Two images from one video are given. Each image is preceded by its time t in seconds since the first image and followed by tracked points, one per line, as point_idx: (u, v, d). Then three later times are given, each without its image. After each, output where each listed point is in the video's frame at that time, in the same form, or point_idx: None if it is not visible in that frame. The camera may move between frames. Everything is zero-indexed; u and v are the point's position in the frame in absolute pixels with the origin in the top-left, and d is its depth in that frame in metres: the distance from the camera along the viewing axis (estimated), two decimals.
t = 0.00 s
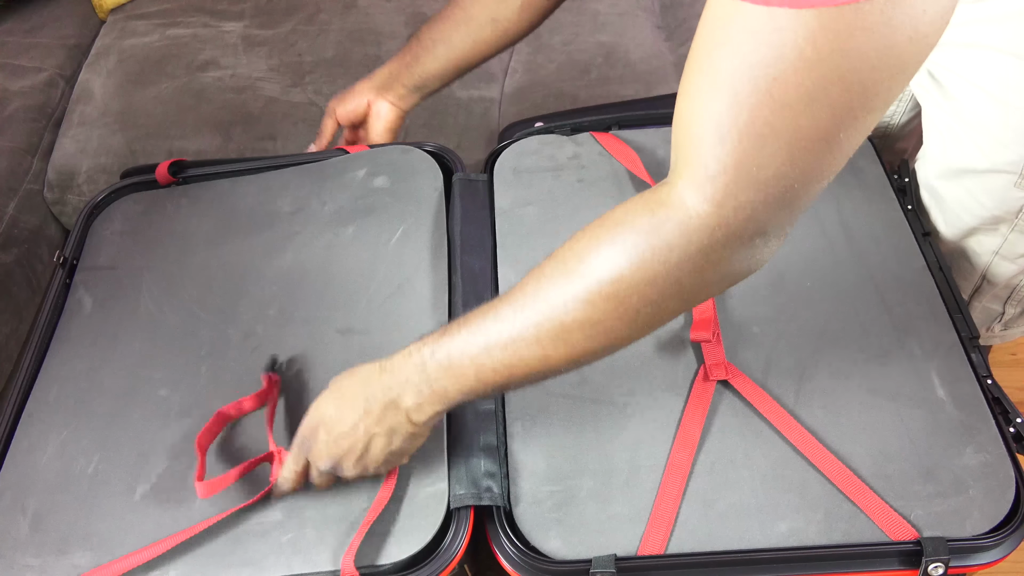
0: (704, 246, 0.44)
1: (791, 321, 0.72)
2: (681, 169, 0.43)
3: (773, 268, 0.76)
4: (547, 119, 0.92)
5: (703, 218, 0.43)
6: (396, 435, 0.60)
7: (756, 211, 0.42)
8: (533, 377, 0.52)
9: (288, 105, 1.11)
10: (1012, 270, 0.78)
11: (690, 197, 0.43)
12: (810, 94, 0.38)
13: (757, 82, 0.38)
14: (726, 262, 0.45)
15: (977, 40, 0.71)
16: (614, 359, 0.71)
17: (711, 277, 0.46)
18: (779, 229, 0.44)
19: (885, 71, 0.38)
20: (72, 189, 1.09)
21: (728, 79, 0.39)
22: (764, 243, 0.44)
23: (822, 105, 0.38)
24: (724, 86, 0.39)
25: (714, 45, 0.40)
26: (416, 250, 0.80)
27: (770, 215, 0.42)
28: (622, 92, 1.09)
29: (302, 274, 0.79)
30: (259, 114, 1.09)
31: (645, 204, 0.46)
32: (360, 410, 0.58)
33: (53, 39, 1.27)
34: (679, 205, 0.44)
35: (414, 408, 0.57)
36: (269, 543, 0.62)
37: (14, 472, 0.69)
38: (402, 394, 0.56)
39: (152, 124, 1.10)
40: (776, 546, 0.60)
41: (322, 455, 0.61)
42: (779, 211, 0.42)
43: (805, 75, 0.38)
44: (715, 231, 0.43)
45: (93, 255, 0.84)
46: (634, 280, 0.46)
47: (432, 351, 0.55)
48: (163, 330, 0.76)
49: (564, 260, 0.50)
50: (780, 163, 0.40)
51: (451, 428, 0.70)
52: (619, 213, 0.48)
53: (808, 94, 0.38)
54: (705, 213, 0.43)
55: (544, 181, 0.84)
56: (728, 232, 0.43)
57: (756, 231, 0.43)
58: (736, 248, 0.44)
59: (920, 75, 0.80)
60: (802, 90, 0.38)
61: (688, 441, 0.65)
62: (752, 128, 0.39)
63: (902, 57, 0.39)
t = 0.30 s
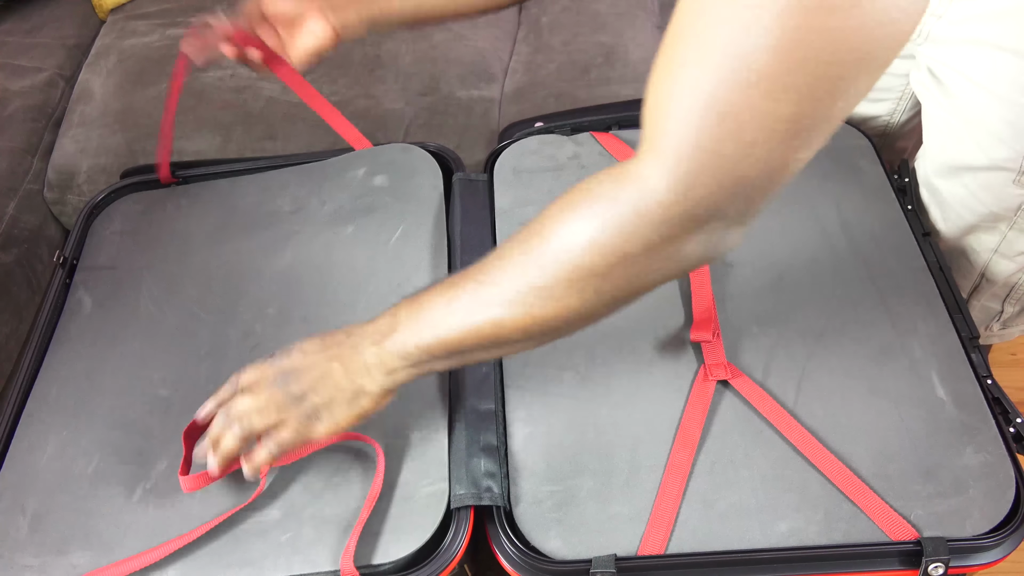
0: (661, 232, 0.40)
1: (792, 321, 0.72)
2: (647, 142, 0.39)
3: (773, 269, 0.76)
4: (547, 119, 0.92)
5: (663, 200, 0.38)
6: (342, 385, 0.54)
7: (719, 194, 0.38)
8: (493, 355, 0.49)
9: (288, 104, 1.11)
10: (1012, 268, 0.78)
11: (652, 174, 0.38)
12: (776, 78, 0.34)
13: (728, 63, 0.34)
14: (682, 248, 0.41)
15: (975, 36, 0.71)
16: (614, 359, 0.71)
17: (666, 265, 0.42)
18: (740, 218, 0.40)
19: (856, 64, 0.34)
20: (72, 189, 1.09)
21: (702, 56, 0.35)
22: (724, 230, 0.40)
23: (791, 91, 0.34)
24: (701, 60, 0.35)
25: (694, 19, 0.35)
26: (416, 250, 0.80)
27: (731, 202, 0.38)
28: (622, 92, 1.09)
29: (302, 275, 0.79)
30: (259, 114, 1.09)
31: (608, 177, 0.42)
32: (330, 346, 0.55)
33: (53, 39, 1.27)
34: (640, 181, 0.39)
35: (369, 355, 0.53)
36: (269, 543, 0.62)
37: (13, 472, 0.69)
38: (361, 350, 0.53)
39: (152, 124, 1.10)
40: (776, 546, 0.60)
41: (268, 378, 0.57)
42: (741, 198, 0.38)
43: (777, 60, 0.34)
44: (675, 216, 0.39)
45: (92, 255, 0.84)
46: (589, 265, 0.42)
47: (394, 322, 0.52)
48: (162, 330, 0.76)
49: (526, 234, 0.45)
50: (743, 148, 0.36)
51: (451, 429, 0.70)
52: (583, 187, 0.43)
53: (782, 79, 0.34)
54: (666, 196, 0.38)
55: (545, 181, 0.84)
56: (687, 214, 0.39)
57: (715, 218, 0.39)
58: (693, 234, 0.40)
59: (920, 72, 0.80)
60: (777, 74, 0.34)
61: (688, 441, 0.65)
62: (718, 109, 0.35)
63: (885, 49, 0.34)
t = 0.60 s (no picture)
0: (610, 198, 0.42)
1: (792, 321, 0.72)
2: (601, 114, 0.41)
3: (773, 269, 0.76)
4: (547, 119, 0.92)
5: (613, 169, 0.41)
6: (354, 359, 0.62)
7: (661, 164, 0.40)
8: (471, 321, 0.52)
9: (289, 104, 1.11)
10: (1007, 269, 0.78)
11: (601, 146, 0.41)
12: (721, 58, 0.36)
13: (677, 43, 0.37)
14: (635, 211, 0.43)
15: (973, 36, 0.71)
16: (613, 359, 0.71)
17: (614, 232, 0.44)
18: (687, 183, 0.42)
19: (798, 46, 0.36)
20: (72, 189, 1.09)
21: (659, 36, 0.37)
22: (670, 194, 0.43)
23: (732, 71, 0.36)
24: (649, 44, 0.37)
25: (654, 4, 0.38)
26: (418, 251, 0.81)
27: (674, 169, 0.40)
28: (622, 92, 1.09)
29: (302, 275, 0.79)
30: (259, 114, 1.09)
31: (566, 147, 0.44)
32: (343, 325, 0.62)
33: (53, 39, 1.27)
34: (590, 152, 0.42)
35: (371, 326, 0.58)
36: (269, 543, 0.62)
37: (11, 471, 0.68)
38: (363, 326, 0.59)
39: (153, 124, 1.10)
40: (777, 546, 0.60)
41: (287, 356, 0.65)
42: (684, 166, 0.40)
43: (724, 42, 0.36)
44: (621, 182, 0.41)
45: (92, 255, 0.84)
46: (544, 233, 0.44)
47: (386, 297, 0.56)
48: (162, 330, 0.76)
49: (494, 202, 0.48)
50: (687, 123, 0.38)
51: (453, 428, 0.71)
52: (546, 155, 0.46)
53: (724, 59, 0.36)
54: (614, 163, 0.41)
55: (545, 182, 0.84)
56: (634, 181, 0.41)
57: (663, 183, 0.41)
58: (641, 199, 0.42)
59: (919, 70, 0.80)
60: (719, 56, 0.36)
61: (688, 441, 0.65)
62: (666, 84, 0.37)
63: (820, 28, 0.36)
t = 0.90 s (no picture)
0: (620, 206, 0.42)
1: (793, 320, 0.72)
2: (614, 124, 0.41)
3: (774, 269, 0.76)
4: (547, 119, 0.92)
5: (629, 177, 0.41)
6: (359, 360, 0.61)
7: (673, 174, 0.40)
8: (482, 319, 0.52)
9: (289, 105, 1.11)
10: (1011, 266, 0.78)
11: (612, 154, 0.41)
12: (730, 72, 0.35)
13: (683, 51, 0.36)
14: (648, 220, 0.43)
15: (975, 35, 0.71)
16: (613, 359, 0.71)
17: (627, 238, 0.44)
18: (702, 193, 0.42)
19: (808, 56, 0.35)
20: (71, 189, 1.09)
21: (667, 47, 0.36)
22: (686, 204, 0.42)
23: (740, 83, 0.35)
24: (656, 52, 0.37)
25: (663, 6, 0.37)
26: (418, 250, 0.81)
27: (687, 180, 0.40)
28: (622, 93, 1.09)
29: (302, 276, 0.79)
30: (259, 114, 1.09)
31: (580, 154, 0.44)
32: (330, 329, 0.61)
33: (53, 39, 1.27)
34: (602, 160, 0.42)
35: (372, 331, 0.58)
36: (269, 543, 0.62)
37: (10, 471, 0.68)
38: (366, 326, 0.59)
39: (153, 124, 1.10)
40: (777, 546, 0.60)
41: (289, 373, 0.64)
42: (698, 177, 0.40)
43: (733, 53, 0.35)
44: (632, 190, 0.41)
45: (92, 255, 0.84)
46: (555, 237, 0.45)
47: (386, 299, 0.56)
48: (162, 330, 0.76)
49: (508, 204, 0.48)
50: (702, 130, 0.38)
51: (453, 428, 0.71)
52: (561, 160, 0.46)
53: (731, 71, 0.35)
54: (624, 171, 0.41)
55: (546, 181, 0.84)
56: (646, 191, 0.41)
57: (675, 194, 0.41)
58: (654, 209, 0.42)
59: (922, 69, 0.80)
60: (726, 67, 0.35)
61: (688, 441, 0.65)
62: (675, 97, 0.37)
63: (831, 37, 0.35)
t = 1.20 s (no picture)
0: (668, 210, 0.42)
1: (793, 320, 0.72)
2: (659, 132, 0.41)
3: (774, 269, 0.76)
4: (547, 119, 0.92)
5: (679, 185, 0.41)
6: (368, 350, 0.60)
7: (726, 182, 0.40)
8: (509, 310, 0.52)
9: (289, 104, 1.11)
10: (1007, 267, 0.78)
11: (661, 161, 0.41)
12: (776, 85, 0.35)
13: (723, 61, 0.35)
14: (694, 226, 0.43)
15: (971, 36, 0.71)
16: (613, 359, 0.71)
17: (671, 241, 0.44)
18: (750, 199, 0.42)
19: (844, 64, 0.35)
20: (71, 189, 1.09)
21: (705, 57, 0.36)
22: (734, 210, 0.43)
23: (787, 96, 0.35)
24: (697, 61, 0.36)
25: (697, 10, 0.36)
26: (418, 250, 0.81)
27: (737, 188, 0.40)
28: (622, 93, 1.09)
29: (302, 276, 0.79)
30: (259, 114, 1.09)
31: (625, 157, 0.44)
32: (330, 324, 0.58)
33: (53, 39, 1.27)
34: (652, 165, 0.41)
35: (383, 328, 0.56)
36: (268, 543, 0.62)
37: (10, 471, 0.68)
38: (370, 319, 0.56)
39: (153, 124, 1.10)
40: (777, 546, 0.60)
41: (296, 374, 0.63)
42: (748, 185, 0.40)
43: (777, 64, 0.34)
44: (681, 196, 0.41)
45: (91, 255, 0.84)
46: (598, 240, 0.44)
47: (393, 293, 0.54)
48: (162, 330, 0.76)
49: (543, 203, 0.47)
50: (751, 141, 0.37)
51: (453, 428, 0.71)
52: (601, 162, 0.45)
53: (775, 83, 0.35)
54: (674, 177, 0.40)
55: (546, 181, 0.84)
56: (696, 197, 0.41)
57: (725, 201, 0.41)
58: (702, 215, 0.42)
59: (918, 71, 0.80)
60: (769, 79, 0.35)
61: (688, 441, 0.65)
62: (724, 110, 0.36)
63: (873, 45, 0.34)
